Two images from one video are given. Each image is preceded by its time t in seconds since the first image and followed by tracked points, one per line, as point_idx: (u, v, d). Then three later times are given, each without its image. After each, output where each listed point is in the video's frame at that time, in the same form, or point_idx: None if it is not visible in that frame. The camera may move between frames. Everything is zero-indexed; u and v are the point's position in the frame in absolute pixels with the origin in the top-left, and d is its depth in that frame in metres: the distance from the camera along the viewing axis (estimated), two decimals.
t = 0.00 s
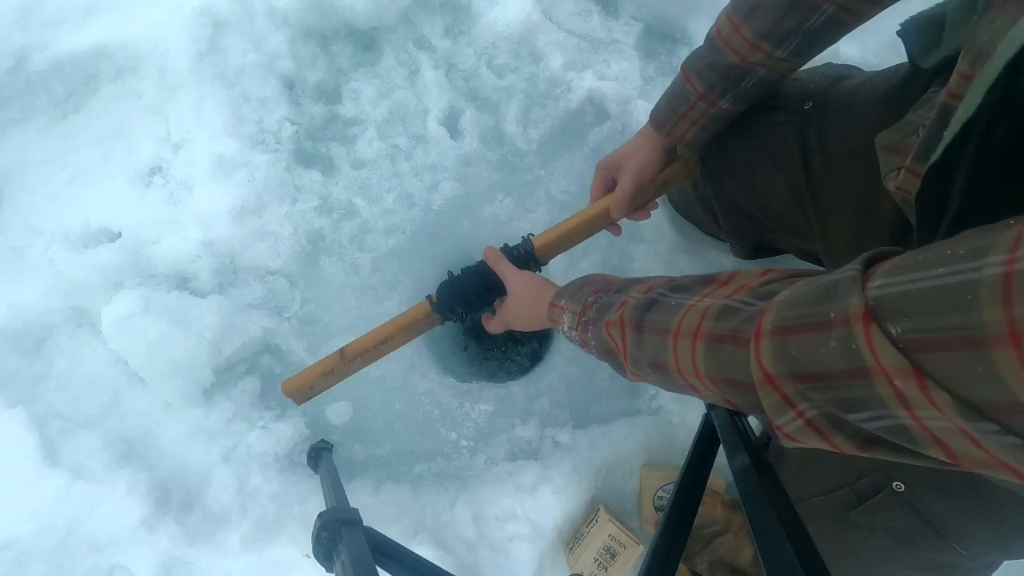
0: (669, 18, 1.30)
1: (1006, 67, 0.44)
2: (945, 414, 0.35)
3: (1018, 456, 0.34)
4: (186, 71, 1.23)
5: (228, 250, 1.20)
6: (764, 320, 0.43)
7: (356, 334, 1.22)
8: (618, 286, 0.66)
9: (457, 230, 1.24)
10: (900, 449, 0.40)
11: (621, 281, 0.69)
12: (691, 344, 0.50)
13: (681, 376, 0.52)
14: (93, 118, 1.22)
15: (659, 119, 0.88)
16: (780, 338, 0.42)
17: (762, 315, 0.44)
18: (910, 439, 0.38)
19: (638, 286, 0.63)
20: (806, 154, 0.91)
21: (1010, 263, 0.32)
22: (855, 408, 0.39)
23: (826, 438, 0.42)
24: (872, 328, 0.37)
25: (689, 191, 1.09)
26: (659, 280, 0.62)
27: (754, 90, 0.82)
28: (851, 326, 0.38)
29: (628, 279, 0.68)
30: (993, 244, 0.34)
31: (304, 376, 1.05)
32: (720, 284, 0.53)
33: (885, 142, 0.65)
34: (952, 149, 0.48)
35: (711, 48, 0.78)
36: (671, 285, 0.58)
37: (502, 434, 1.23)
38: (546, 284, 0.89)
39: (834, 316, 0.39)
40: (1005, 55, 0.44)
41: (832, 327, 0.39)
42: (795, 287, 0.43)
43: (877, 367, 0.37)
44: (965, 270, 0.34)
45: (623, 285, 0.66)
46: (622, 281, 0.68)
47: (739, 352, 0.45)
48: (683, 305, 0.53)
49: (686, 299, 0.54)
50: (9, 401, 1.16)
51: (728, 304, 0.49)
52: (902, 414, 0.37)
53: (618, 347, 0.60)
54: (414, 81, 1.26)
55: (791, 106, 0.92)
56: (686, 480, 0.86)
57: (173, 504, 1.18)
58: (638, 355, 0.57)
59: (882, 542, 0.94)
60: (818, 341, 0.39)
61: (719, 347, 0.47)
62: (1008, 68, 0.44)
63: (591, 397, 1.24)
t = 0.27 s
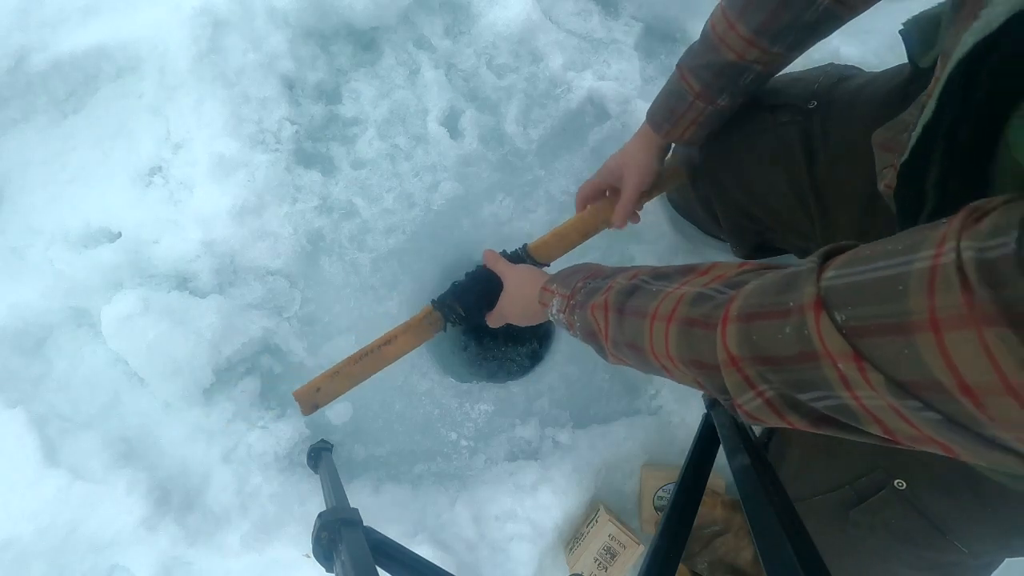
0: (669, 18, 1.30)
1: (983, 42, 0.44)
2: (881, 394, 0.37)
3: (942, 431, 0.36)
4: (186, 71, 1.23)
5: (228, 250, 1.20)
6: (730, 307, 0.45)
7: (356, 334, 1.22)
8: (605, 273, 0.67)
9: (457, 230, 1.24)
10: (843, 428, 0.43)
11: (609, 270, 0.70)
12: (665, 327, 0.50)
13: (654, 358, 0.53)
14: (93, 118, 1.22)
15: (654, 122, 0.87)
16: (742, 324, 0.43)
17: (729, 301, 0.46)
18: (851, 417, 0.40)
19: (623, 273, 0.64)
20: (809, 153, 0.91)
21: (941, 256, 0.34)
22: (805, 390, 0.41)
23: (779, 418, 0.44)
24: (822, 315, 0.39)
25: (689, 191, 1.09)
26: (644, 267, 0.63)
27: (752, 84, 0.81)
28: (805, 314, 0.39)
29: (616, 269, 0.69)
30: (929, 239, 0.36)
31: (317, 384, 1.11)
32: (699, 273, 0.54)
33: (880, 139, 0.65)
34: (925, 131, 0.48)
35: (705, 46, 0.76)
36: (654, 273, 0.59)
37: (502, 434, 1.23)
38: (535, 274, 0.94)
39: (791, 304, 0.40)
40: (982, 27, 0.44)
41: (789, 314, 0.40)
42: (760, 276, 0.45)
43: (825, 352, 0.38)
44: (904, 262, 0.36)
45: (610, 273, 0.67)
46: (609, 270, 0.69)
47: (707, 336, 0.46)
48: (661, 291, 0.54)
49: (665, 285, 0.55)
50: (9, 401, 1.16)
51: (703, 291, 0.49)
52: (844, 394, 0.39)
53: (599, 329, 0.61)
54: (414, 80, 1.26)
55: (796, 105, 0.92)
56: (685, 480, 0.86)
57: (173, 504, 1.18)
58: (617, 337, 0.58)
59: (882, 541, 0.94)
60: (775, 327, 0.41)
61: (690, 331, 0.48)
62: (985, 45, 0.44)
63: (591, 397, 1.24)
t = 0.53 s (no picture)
0: (669, 18, 1.30)
1: (947, 37, 0.44)
2: (838, 373, 0.38)
3: (894, 408, 0.37)
4: (186, 71, 1.23)
5: (228, 250, 1.20)
6: (708, 296, 0.47)
7: (356, 334, 1.22)
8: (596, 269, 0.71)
9: (457, 230, 1.24)
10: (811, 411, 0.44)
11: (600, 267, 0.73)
12: (647, 316, 0.53)
13: (636, 347, 0.55)
14: (93, 118, 1.22)
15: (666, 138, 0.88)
16: (717, 310, 0.45)
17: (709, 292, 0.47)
18: (815, 398, 0.41)
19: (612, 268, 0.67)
20: (813, 152, 0.92)
21: (892, 243, 0.36)
22: (772, 373, 0.42)
23: (752, 401, 0.45)
24: (787, 300, 0.40)
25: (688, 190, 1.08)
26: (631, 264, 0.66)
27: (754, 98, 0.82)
28: (772, 299, 0.41)
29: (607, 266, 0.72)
30: (883, 229, 0.38)
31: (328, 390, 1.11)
32: (682, 269, 0.56)
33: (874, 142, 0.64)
34: (902, 123, 0.49)
35: (708, 67, 0.77)
36: (640, 269, 0.61)
37: (502, 434, 1.23)
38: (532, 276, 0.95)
39: (762, 291, 0.42)
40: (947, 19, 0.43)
41: (758, 301, 0.42)
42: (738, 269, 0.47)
43: (787, 334, 0.40)
44: (859, 250, 0.38)
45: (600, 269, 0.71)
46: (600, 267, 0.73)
47: (683, 323, 0.49)
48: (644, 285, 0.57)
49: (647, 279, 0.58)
50: (9, 401, 1.16)
51: (683, 283, 0.52)
52: (806, 375, 0.40)
53: (586, 322, 0.64)
54: (414, 80, 1.26)
55: (799, 106, 0.93)
56: (686, 480, 0.86)
57: (173, 504, 1.18)
58: (602, 327, 0.60)
59: (885, 540, 0.94)
60: (745, 313, 0.43)
61: (669, 320, 0.50)
62: (949, 39, 0.44)
63: (591, 397, 1.24)
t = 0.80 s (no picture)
0: (669, 18, 1.30)
1: (931, 42, 0.48)
2: (833, 375, 0.39)
3: (889, 409, 0.38)
4: (186, 71, 1.23)
5: (228, 250, 1.20)
6: (706, 303, 0.47)
7: (356, 334, 1.22)
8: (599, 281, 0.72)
9: (457, 230, 1.24)
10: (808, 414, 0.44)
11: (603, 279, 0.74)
12: (648, 324, 0.54)
13: (637, 354, 0.56)
14: (93, 118, 1.22)
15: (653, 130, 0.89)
16: (716, 316, 0.45)
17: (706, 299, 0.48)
18: (811, 401, 0.42)
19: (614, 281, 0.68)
20: (813, 154, 0.92)
21: (882, 246, 0.37)
22: (770, 377, 0.42)
23: (750, 405, 0.46)
24: (782, 304, 0.41)
25: (688, 188, 1.08)
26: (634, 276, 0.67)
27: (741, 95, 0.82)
28: (768, 304, 0.41)
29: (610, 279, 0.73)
30: (873, 234, 0.39)
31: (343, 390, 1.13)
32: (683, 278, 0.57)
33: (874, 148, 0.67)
34: (893, 125, 0.52)
35: (696, 63, 0.77)
36: (642, 280, 0.63)
37: (502, 434, 1.23)
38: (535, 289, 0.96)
39: (757, 297, 0.42)
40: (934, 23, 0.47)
41: (755, 306, 0.42)
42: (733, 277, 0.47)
43: (783, 338, 0.40)
44: (850, 254, 0.39)
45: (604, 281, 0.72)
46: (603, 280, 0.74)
47: (682, 329, 0.49)
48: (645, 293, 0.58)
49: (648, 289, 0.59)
50: (9, 402, 1.16)
51: (683, 291, 0.52)
52: (802, 379, 0.41)
53: (591, 331, 0.65)
54: (414, 80, 1.26)
55: (800, 106, 0.93)
56: (686, 480, 0.86)
57: (173, 504, 1.18)
58: (605, 336, 0.61)
59: (889, 541, 0.93)
60: (742, 318, 0.43)
61: (670, 326, 0.51)
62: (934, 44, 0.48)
63: (591, 397, 1.24)
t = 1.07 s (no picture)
0: (669, 18, 1.30)
1: (914, 45, 0.50)
2: (824, 367, 0.39)
3: (878, 400, 0.38)
4: (186, 71, 1.23)
5: (228, 250, 1.20)
6: (705, 296, 0.48)
7: (356, 334, 1.22)
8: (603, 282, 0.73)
9: (457, 230, 1.24)
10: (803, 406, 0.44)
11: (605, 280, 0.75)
12: (647, 318, 0.54)
13: (636, 349, 0.56)
14: (93, 118, 1.22)
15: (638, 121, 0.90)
16: (713, 311, 0.46)
17: (706, 293, 0.48)
18: (805, 393, 0.42)
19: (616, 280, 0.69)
20: (814, 155, 0.92)
21: (871, 242, 0.37)
22: (764, 369, 0.43)
23: (746, 397, 0.46)
24: (775, 298, 0.41)
25: (689, 189, 1.07)
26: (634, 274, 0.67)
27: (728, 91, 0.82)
28: (762, 298, 0.42)
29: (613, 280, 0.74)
30: (862, 230, 0.39)
31: (347, 387, 1.13)
32: (683, 275, 0.58)
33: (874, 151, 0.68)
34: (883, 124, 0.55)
35: (681, 57, 0.77)
36: (643, 278, 0.63)
37: (502, 434, 1.23)
38: (540, 290, 0.98)
39: (753, 290, 0.43)
40: (916, 27, 0.49)
41: (750, 300, 0.43)
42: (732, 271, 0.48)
43: (776, 331, 0.41)
44: (840, 250, 0.39)
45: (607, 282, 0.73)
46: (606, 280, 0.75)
47: (679, 323, 0.50)
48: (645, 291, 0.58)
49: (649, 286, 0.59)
50: (9, 402, 1.16)
51: (682, 287, 0.53)
52: (794, 371, 0.41)
53: (592, 328, 0.65)
54: (414, 80, 1.26)
55: (801, 107, 0.93)
56: (686, 479, 0.86)
57: (173, 504, 1.18)
58: (606, 332, 0.62)
59: (889, 541, 0.93)
60: (738, 311, 0.44)
61: (668, 320, 0.51)
62: (917, 49, 0.50)
63: (591, 397, 1.24)
